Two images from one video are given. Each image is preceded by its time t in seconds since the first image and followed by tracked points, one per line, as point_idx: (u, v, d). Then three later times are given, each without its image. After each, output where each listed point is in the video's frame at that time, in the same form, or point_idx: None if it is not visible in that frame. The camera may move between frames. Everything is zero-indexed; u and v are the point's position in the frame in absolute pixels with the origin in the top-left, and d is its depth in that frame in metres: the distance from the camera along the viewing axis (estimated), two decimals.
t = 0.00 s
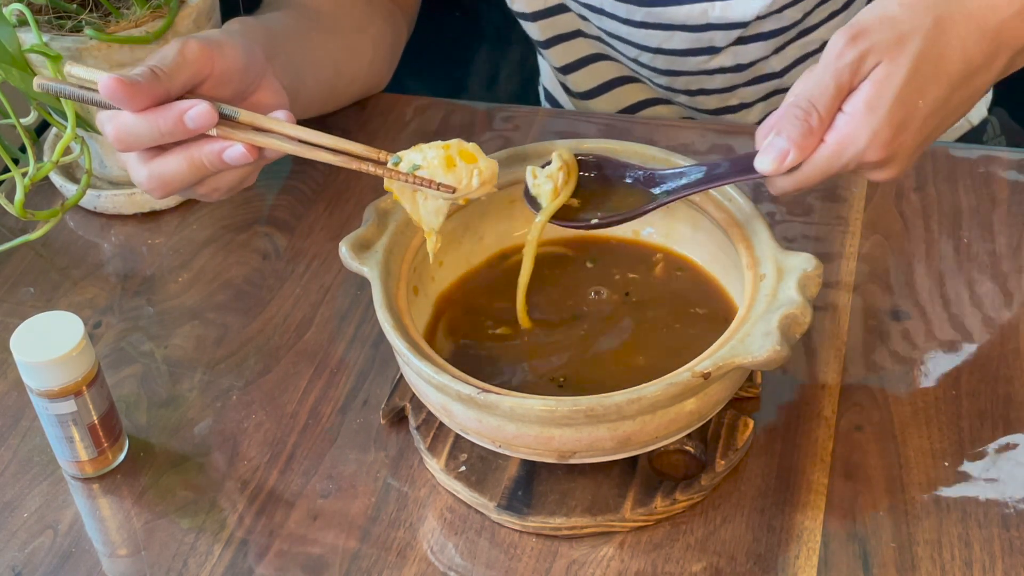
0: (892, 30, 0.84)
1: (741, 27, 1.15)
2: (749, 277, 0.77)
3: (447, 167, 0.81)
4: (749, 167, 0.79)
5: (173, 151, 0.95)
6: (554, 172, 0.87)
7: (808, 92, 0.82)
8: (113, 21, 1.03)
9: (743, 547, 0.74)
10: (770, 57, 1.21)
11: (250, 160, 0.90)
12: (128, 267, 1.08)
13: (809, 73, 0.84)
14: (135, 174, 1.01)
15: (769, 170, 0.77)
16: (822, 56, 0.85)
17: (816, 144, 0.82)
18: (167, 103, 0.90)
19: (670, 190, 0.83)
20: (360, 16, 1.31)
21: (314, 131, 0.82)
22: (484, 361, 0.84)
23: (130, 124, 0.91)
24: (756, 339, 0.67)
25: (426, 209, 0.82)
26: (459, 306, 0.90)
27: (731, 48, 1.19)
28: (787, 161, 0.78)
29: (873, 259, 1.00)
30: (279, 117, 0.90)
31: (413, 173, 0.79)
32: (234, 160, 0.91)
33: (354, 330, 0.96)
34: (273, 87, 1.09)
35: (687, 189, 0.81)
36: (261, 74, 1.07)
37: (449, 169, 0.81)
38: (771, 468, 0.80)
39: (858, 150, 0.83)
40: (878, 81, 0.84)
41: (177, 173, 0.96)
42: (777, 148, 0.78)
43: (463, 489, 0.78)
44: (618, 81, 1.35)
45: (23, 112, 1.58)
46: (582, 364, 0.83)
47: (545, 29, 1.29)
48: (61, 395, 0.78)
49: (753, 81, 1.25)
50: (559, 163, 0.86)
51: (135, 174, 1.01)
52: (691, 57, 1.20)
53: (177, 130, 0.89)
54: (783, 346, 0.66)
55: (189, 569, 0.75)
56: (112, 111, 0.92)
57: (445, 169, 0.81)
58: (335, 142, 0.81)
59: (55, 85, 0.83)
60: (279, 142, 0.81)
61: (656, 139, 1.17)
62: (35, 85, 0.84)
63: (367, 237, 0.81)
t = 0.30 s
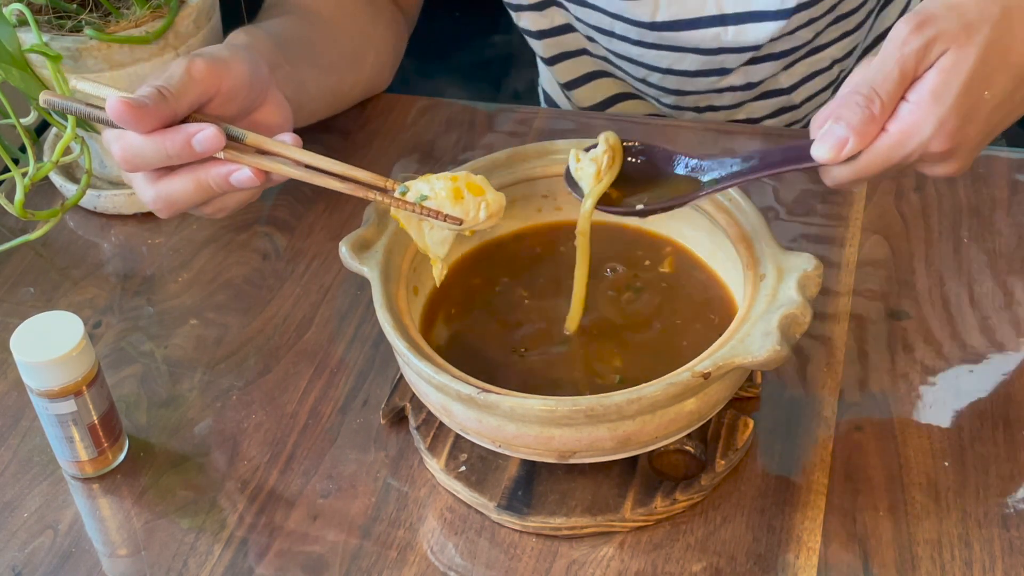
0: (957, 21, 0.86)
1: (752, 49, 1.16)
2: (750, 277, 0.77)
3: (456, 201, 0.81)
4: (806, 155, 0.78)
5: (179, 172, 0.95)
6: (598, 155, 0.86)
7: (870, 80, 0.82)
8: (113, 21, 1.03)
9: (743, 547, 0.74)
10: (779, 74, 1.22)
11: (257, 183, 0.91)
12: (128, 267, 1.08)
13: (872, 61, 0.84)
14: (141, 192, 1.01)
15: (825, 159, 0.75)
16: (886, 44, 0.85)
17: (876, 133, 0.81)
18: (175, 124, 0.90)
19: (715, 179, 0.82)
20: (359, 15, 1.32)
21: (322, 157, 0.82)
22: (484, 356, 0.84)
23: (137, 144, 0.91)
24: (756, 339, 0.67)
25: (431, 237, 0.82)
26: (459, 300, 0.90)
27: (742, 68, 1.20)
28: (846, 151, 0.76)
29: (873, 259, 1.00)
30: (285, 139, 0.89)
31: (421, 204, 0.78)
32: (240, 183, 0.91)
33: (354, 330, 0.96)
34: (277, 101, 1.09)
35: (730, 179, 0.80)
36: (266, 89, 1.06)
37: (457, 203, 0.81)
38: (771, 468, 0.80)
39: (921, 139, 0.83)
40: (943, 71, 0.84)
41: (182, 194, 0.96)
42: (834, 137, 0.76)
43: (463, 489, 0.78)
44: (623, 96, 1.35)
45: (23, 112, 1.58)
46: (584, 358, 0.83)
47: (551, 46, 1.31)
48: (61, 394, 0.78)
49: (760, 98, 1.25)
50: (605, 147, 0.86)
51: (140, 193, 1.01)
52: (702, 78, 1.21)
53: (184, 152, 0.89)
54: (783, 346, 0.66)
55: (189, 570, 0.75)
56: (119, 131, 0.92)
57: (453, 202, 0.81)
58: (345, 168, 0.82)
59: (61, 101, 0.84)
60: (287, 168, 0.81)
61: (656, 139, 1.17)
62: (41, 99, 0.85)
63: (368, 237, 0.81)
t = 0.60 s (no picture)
0: None
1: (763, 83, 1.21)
2: (750, 277, 0.77)
3: (448, 215, 0.81)
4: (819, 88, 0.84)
5: (173, 177, 0.95)
6: (613, 83, 0.88)
7: (893, 18, 0.90)
8: (113, 21, 1.03)
9: (743, 547, 0.74)
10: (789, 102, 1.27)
11: (251, 191, 0.90)
12: (127, 267, 1.08)
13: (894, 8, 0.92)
14: (134, 195, 1.01)
15: (840, 91, 0.82)
16: None
17: (893, 68, 0.88)
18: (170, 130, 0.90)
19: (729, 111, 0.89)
20: (357, 19, 1.32)
21: (318, 168, 0.83)
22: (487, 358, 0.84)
23: (131, 148, 0.91)
24: (756, 339, 0.67)
25: (424, 251, 0.81)
26: (460, 302, 0.90)
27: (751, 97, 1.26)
28: (862, 81, 0.83)
29: (874, 259, 1.00)
30: (280, 147, 0.90)
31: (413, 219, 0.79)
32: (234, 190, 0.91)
33: (354, 330, 0.96)
34: (272, 107, 1.09)
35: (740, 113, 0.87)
36: (263, 95, 1.07)
37: (449, 219, 0.81)
38: (771, 468, 0.80)
39: (927, 83, 0.91)
40: (958, 18, 0.93)
41: (177, 199, 0.96)
42: (851, 70, 0.83)
43: (463, 489, 0.78)
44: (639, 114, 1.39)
45: (23, 112, 1.58)
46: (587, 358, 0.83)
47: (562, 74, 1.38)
48: (61, 394, 0.78)
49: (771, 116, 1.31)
50: (622, 74, 0.89)
51: (134, 196, 1.01)
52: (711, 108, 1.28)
53: (178, 158, 0.89)
54: (783, 346, 0.66)
55: (189, 569, 0.75)
56: (114, 134, 0.92)
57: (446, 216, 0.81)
58: (341, 180, 0.83)
59: (58, 101, 0.84)
60: (282, 176, 0.82)
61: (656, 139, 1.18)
62: (38, 97, 0.85)
63: (368, 237, 0.81)
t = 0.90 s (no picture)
0: None
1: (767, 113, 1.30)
2: (749, 276, 0.77)
3: (445, 224, 0.81)
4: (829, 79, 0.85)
5: (171, 180, 0.96)
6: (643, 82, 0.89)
7: (906, 9, 0.92)
8: (113, 22, 1.03)
9: (743, 547, 0.74)
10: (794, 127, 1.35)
11: (249, 195, 0.91)
12: (128, 267, 1.08)
13: None
14: (132, 197, 1.02)
15: (847, 79, 0.84)
16: None
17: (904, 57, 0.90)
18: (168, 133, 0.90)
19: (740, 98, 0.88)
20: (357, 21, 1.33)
21: (317, 173, 0.83)
22: (488, 355, 0.84)
23: (130, 151, 0.92)
24: (756, 339, 0.67)
25: (419, 258, 0.81)
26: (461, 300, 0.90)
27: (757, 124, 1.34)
28: (868, 73, 0.85)
29: (874, 259, 1.00)
30: (279, 152, 0.89)
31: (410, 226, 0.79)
32: (231, 194, 0.92)
33: (354, 330, 0.96)
34: (271, 110, 1.09)
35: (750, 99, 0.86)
36: (260, 98, 1.07)
37: (447, 226, 0.81)
38: (771, 468, 0.80)
39: (939, 75, 0.92)
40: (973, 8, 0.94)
41: (174, 202, 0.97)
42: (859, 59, 0.85)
43: (463, 489, 0.78)
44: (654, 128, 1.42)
45: (23, 112, 1.58)
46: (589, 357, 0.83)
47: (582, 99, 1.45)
48: (61, 395, 0.78)
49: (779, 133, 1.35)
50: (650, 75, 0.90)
51: (132, 198, 1.02)
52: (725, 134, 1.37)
53: (177, 162, 0.90)
54: (783, 346, 0.66)
55: (189, 569, 0.75)
56: (113, 137, 0.93)
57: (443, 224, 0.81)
58: (338, 186, 0.83)
59: (56, 102, 0.85)
60: (279, 181, 0.83)
61: (656, 139, 1.18)
62: (36, 97, 0.86)
63: (367, 237, 0.81)
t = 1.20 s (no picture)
0: None
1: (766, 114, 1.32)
2: (749, 276, 0.77)
3: (460, 227, 0.82)
4: (826, 104, 0.83)
5: (183, 187, 0.95)
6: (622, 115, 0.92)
7: (904, 32, 0.87)
8: (113, 21, 1.03)
9: (743, 547, 0.74)
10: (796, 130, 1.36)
11: (261, 201, 0.90)
12: (128, 267, 1.08)
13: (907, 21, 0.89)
14: (143, 205, 1.01)
15: (843, 105, 0.81)
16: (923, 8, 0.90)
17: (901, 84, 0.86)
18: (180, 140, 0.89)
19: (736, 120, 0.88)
20: (356, 21, 1.33)
21: (329, 178, 0.84)
22: (488, 355, 0.84)
23: (142, 158, 0.91)
24: (756, 339, 0.67)
25: (434, 261, 0.84)
26: (460, 301, 0.90)
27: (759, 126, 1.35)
28: (866, 100, 0.82)
29: (874, 260, 1.00)
30: (289, 157, 0.89)
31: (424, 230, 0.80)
32: (244, 200, 0.91)
33: (354, 330, 0.96)
34: (279, 111, 1.09)
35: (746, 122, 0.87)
36: (267, 102, 1.06)
37: (461, 229, 0.82)
38: (771, 468, 0.80)
39: (947, 98, 0.88)
40: (976, 29, 0.88)
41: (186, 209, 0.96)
42: (856, 85, 0.82)
43: (463, 489, 0.78)
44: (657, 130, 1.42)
45: (23, 112, 1.58)
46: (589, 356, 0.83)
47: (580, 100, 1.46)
48: (61, 395, 0.78)
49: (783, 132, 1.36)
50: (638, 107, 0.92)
51: (143, 206, 1.01)
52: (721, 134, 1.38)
53: (189, 168, 0.89)
54: (783, 346, 0.66)
55: (189, 569, 0.75)
56: (123, 144, 0.92)
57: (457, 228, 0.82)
58: (351, 191, 0.83)
59: (65, 111, 0.84)
60: (290, 185, 0.83)
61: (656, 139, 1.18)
62: (44, 106, 0.86)
63: (367, 237, 0.81)
